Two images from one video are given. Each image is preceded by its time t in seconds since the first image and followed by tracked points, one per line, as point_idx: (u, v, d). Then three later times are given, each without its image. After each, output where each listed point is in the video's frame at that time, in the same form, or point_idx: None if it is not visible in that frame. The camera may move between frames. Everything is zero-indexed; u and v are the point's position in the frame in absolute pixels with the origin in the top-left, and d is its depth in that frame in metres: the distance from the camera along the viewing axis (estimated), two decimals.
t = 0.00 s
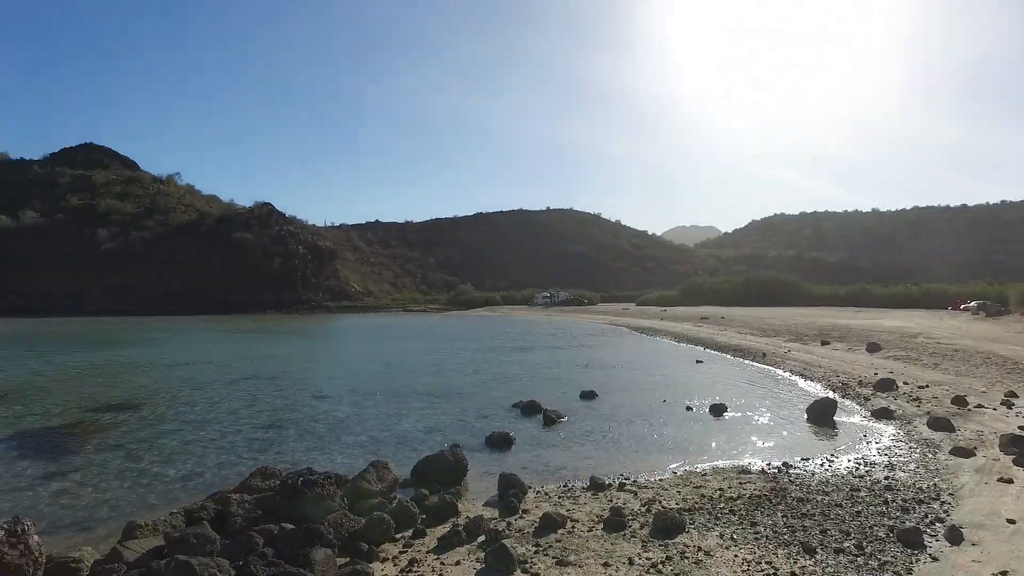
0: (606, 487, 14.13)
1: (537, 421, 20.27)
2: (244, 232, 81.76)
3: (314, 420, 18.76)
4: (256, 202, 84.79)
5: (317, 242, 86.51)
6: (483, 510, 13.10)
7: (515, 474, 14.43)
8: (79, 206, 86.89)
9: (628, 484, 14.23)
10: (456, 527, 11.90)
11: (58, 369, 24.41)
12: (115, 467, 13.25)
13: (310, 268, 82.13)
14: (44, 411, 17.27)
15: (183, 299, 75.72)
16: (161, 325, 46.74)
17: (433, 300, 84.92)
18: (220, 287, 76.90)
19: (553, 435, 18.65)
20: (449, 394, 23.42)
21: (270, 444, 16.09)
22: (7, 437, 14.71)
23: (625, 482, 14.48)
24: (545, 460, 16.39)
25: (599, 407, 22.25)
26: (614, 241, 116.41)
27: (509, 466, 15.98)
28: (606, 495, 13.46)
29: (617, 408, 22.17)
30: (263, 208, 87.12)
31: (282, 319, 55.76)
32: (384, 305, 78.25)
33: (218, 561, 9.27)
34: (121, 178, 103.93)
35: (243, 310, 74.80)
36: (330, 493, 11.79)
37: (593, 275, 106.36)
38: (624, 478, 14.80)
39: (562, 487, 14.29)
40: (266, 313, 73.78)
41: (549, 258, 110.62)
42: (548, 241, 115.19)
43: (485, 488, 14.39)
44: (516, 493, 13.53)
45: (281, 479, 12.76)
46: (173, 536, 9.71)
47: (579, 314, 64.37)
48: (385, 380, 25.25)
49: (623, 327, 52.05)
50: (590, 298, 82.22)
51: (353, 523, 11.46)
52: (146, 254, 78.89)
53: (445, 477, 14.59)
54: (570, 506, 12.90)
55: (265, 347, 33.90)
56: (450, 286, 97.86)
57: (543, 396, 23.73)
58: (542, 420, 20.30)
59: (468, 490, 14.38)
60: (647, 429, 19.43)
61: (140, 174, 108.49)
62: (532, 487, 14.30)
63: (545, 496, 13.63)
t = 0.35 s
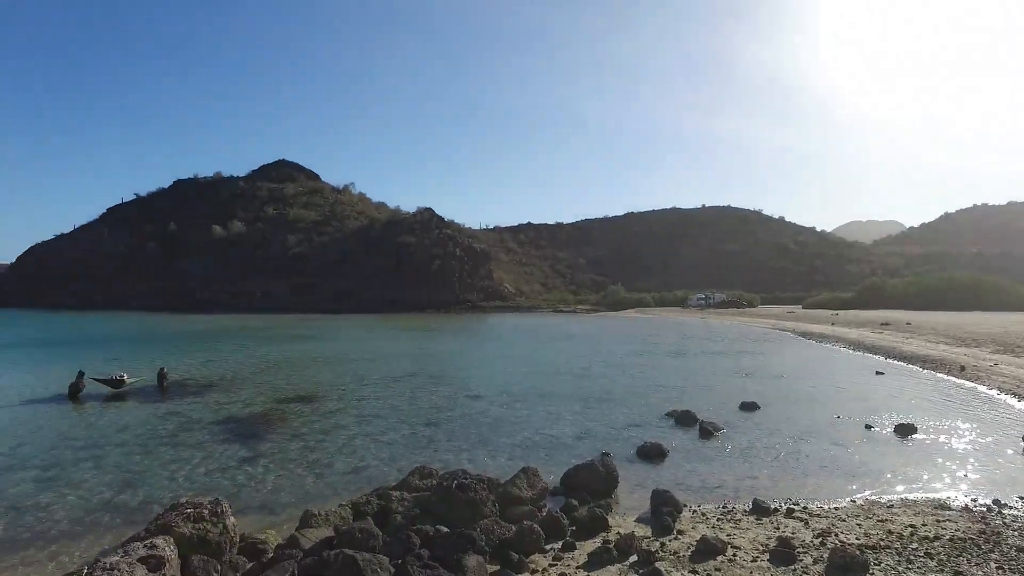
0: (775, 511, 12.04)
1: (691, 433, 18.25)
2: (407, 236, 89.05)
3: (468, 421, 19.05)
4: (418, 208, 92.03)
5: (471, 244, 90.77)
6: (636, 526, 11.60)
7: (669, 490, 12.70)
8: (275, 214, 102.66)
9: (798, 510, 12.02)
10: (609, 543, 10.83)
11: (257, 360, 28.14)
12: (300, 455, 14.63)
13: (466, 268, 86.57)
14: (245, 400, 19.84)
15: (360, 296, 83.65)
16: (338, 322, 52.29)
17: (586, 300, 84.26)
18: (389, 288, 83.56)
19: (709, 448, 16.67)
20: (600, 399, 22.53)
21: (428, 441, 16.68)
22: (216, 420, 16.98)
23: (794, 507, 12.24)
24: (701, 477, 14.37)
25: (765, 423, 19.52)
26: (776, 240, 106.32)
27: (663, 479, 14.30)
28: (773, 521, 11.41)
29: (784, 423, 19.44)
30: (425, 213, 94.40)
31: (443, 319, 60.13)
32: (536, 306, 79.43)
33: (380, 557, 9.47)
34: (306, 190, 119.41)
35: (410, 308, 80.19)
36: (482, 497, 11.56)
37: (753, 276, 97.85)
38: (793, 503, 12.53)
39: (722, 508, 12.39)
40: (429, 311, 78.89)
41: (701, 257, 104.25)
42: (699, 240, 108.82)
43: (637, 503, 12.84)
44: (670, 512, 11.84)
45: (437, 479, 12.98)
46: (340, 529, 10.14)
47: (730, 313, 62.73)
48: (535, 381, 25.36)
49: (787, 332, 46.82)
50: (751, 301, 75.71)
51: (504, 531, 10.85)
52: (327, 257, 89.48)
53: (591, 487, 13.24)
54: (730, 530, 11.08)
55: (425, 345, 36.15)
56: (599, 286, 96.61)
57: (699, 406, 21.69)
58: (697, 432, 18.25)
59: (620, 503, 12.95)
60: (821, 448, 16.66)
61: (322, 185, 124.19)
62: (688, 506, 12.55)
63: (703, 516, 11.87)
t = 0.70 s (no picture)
0: (947, 548, 10.01)
1: (839, 450, 16.12)
2: (539, 239, 91.71)
3: (595, 426, 18.71)
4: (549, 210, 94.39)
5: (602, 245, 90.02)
6: (774, 552, 10.12)
7: (811, 513, 10.97)
8: (416, 219, 110.94)
9: (974, 550, 9.91)
10: (743, 568, 9.64)
11: (397, 358, 30.22)
12: (433, 453, 15.30)
13: (595, 268, 85.76)
14: (385, 396, 21.32)
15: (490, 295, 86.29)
16: (470, 322, 54.60)
17: (724, 302, 79.19)
18: (519, 289, 85.42)
19: (860, 468, 14.58)
20: (738, 409, 20.98)
21: (554, 446, 16.61)
22: (359, 416, 18.36)
23: (969, 546, 10.13)
24: (852, 501, 12.40)
25: (935, 445, 16.59)
26: (948, 235, 92.38)
27: (808, 499, 12.56)
28: (944, 560, 9.43)
29: (957, 446, 16.53)
30: (555, 214, 97.28)
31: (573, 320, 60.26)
32: (667, 307, 76.50)
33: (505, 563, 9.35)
34: (442, 195, 127.01)
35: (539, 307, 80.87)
36: (608, 509, 10.95)
37: (921, 276, 85.60)
38: (966, 540, 10.38)
39: (876, 538, 10.48)
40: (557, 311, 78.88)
41: (855, 256, 93.47)
42: (852, 237, 97.63)
43: (778, 526, 11.24)
44: (814, 538, 10.14)
45: (563, 486, 12.63)
46: (466, 532, 10.23)
47: (892, 316, 56.77)
48: (666, 386, 24.39)
49: (961, 338, 40.38)
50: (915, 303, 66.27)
51: (630, 545, 10.07)
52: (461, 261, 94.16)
53: (725, 505, 11.82)
54: (889, 567, 9.29)
55: (554, 346, 36.44)
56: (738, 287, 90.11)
57: (853, 421, 19.21)
58: (846, 450, 16.03)
59: (757, 524, 11.41)
60: (1008, 478, 13.86)
61: (458, 189, 131.85)
62: (834, 532, 10.74)
63: (853, 547, 10.08)
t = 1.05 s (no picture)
0: None
1: (980, 470, 14.26)
2: (642, 238, 89.61)
3: (696, 432, 18.09)
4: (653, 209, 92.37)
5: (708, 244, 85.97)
6: None
7: (942, 539, 9.81)
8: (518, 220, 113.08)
9: None
10: None
11: (497, 358, 31.10)
12: (530, 455, 15.62)
13: (700, 268, 82.24)
14: (485, 395, 22.06)
15: (590, 295, 85.84)
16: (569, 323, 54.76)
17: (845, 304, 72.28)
18: (620, 290, 84.16)
19: (1006, 491, 12.82)
20: (858, 419, 19.25)
21: (653, 452, 16.27)
22: (459, 415, 19.14)
23: None
24: (995, 529, 10.94)
25: None
26: None
27: (940, 523, 11.27)
28: None
29: None
30: (659, 214, 94.98)
31: (677, 322, 58.28)
32: (779, 309, 71.55)
33: (598, 567, 9.28)
34: (543, 196, 128.58)
35: (641, 308, 78.98)
36: (709, 520, 10.44)
37: None
38: None
39: None
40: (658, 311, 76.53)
41: (1005, 252, 81.51)
42: (1003, 231, 85.10)
43: (901, 550, 10.20)
44: (944, 567, 9.07)
45: (662, 494, 12.21)
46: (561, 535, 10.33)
47: None
48: (775, 393, 22.95)
49: None
50: None
51: (732, 559, 9.58)
52: (561, 262, 94.49)
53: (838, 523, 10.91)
54: None
55: (655, 348, 35.65)
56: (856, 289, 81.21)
57: (1000, 439, 16.89)
58: (987, 470, 14.19)
59: (877, 546, 10.41)
60: None
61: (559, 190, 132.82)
62: (972, 563, 9.53)
63: None
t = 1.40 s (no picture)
0: None
1: None
2: (698, 237, 87.33)
3: (753, 437, 17.49)
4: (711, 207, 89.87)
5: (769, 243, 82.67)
6: None
7: None
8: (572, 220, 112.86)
9: None
10: None
11: (551, 358, 31.26)
12: (582, 457, 15.56)
13: (761, 268, 79.24)
14: (539, 396, 22.14)
15: (644, 296, 84.46)
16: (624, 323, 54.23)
17: (916, 305, 67.73)
18: (675, 290, 82.38)
19: None
20: (932, 427, 18.09)
21: (709, 456, 15.89)
22: (513, 415, 19.31)
23: None
24: None
25: None
26: None
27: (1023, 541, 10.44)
28: None
29: None
30: (717, 213, 92.34)
31: (737, 323, 56.56)
32: (846, 310, 67.96)
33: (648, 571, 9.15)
34: (598, 196, 127.80)
35: (697, 308, 77.06)
36: (765, 528, 10.10)
37: None
38: None
39: None
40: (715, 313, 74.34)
41: None
42: None
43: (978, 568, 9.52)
44: None
45: (717, 500, 11.90)
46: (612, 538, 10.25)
47: None
48: (840, 398, 21.88)
49: None
50: None
51: (790, 569, 9.23)
52: (616, 262, 93.54)
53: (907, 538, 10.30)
54: None
55: (712, 350, 34.71)
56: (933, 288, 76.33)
57: None
58: None
59: (951, 563, 9.75)
60: None
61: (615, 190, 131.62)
62: None
63: None
